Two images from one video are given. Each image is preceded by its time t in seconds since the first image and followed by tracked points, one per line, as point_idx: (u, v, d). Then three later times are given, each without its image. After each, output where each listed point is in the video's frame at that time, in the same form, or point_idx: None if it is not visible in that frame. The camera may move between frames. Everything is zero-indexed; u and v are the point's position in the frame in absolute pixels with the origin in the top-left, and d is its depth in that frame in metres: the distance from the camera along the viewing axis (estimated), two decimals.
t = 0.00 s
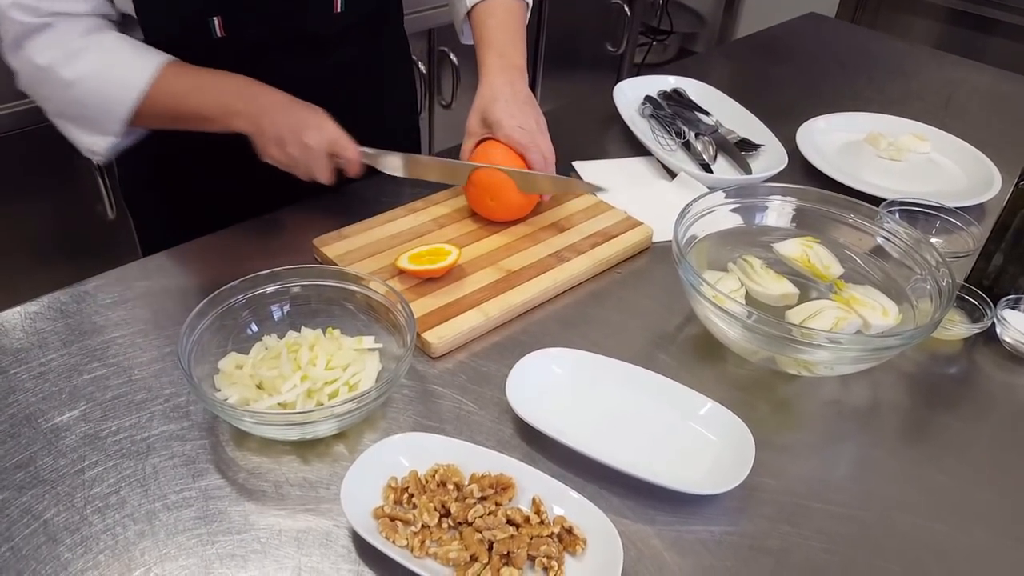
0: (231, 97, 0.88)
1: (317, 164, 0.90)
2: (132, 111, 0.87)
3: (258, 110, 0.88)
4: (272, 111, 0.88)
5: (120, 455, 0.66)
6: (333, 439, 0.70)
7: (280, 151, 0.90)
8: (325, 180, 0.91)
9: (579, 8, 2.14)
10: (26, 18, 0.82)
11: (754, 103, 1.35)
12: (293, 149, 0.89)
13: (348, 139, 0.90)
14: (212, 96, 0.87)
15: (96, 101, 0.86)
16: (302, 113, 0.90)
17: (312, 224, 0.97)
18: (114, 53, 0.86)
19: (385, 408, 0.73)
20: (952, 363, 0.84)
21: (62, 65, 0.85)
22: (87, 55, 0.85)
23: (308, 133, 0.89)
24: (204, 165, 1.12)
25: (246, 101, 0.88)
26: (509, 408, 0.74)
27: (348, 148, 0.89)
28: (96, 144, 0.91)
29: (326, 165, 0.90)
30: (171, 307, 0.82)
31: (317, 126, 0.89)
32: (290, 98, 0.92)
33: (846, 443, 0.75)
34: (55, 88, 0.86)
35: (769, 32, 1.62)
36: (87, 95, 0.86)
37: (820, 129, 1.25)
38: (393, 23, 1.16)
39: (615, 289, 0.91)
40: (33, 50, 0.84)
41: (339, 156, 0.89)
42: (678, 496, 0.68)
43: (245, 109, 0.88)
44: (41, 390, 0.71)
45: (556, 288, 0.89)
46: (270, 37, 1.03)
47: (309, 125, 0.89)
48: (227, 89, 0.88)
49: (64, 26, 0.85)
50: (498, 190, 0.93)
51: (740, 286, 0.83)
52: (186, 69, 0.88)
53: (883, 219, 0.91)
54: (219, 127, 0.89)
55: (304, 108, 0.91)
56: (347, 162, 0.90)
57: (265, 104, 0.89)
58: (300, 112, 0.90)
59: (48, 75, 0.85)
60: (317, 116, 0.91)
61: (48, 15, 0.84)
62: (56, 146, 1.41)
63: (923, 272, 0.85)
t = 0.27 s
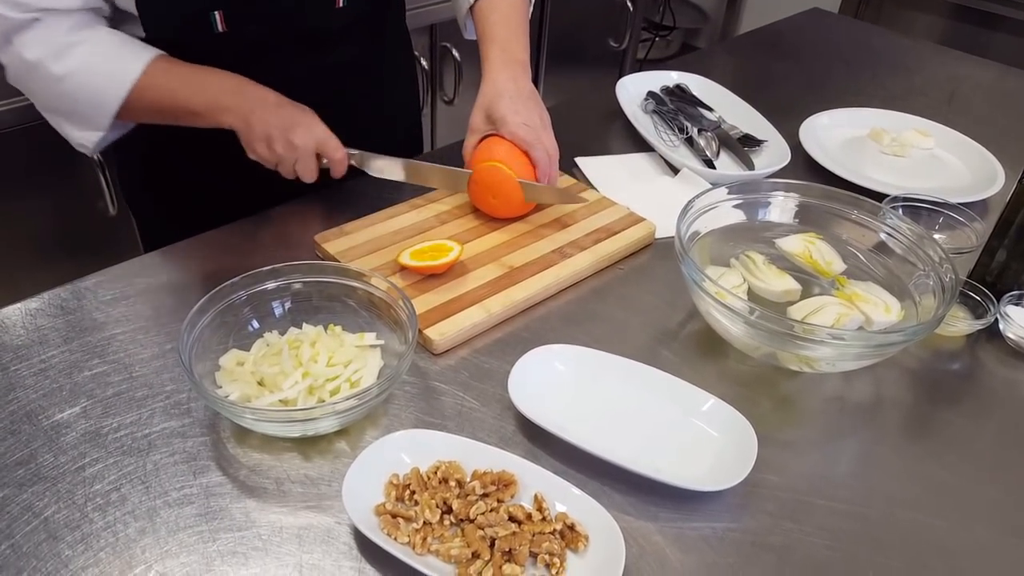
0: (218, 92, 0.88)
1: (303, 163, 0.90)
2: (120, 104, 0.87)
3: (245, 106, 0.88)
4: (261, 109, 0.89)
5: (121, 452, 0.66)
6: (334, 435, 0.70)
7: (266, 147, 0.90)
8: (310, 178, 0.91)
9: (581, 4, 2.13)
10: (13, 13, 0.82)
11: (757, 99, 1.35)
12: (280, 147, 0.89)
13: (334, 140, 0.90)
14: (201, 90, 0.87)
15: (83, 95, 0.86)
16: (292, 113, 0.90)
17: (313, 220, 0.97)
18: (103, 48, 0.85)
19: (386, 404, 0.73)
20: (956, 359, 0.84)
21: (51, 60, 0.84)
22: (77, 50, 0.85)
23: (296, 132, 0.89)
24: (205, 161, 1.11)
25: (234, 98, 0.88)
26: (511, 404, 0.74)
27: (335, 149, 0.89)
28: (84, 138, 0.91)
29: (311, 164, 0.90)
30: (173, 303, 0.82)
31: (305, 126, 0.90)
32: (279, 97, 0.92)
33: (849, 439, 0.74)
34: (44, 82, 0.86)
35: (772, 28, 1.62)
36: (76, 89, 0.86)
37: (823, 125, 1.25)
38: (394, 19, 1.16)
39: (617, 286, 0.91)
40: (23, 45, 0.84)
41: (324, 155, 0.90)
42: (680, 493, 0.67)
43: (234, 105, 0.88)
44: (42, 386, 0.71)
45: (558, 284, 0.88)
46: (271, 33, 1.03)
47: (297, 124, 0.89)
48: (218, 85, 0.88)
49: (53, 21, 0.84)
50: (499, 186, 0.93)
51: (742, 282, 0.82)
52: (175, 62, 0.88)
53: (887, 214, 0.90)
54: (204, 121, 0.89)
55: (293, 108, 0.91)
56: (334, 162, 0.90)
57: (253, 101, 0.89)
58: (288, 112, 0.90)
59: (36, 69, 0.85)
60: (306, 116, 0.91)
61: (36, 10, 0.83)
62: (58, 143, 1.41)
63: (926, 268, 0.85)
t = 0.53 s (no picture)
0: (239, 102, 0.87)
1: (324, 172, 0.90)
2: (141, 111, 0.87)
3: (266, 115, 0.88)
4: (281, 118, 0.89)
5: (118, 451, 0.66)
6: (333, 434, 0.69)
7: (287, 157, 0.90)
8: (330, 185, 0.91)
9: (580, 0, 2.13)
10: (35, 11, 0.82)
11: (756, 95, 1.35)
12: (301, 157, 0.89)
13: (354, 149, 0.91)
14: (223, 99, 0.87)
15: (103, 99, 0.85)
16: (312, 121, 0.90)
17: (312, 217, 0.96)
18: (125, 52, 0.85)
19: (385, 402, 0.73)
20: (955, 356, 0.83)
21: (73, 62, 0.84)
22: (97, 53, 0.84)
23: (317, 142, 0.89)
24: (203, 158, 1.11)
25: (255, 107, 0.88)
26: (510, 402, 0.73)
27: (355, 158, 0.90)
28: (98, 142, 0.90)
29: (331, 173, 0.91)
30: (171, 301, 0.82)
31: (325, 135, 0.90)
32: (298, 106, 0.92)
33: (849, 437, 0.74)
34: (64, 85, 0.85)
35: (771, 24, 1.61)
36: (96, 93, 0.85)
37: (823, 122, 1.24)
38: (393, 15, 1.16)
39: (616, 283, 0.91)
40: (45, 46, 0.84)
41: (346, 164, 0.90)
42: (679, 491, 0.67)
43: (255, 115, 0.88)
44: (39, 385, 0.71)
45: (557, 282, 0.88)
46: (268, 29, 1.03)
47: (318, 134, 0.89)
48: (238, 94, 0.88)
49: (75, 21, 0.84)
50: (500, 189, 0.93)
51: (742, 279, 0.82)
52: (195, 70, 0.88)
53: (886, 211, 0.90)
54: (224, 129, 0.89)
55: (314, 117, 0.91)
56: (353, 170, 0.90)
57: (274, 111, 0.89)
58: (308, 120, 0.90)
59: (57, 71, 0.85)
60: (326, 125, 0.91)
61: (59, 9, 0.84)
62: (56, 140, 1.41)
63: (925, 265, 0.85)
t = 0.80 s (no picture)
0: (246, 108, 0.87)
1: (330, 177, 0.91)
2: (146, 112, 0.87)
3: (271, 121, 0.88)
4: (288, 124, 0.89)
5: (115, 451, 0.65)
6: (331, 433, 0.69)
7: (292, 162, 0.90)
8: (335, 190, 0.92)
9: None
10: (38, 9, 0.82)
11: (754, 92, 1.35)
12: (308, 163, 0.90)
13: (359, 153, 0.92)
14: (228, 105, 0.87)
15: (107, 100, 0.85)
16: (317, 126, 0.90)
17: (309, 216, 0.96)
18: (130, 54, 0.84)
19: (383, 401, 0.72)
20: (953, 353, 0.83)
21: (76, 62, 0.84)
22: (101, 54, 0.84)
23: (322, 147, 0.89)
24: (200, 157, 1.11)
25: (261, 113, 0.88)
26: (509, 401, 0.73)
27: (359, 165, 0.91)
28: (100, 143, 0.90)
29: (337, 179, 0.91)
30: (168, 300, 0.81)
31: (332, 139, 0.90)
32: (304, 109, 0.92)
33: (847, 434, 0.74)
34: (67, 85, 0.85)
35: (769, 21, 1.61)
36: (98, 94, 0.85)
37: (821, 119, 1.24)
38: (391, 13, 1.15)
39: (614, 281, 0.91)
40: (47, 45, 0.84)
41: (352, 169, 0.91)
42: (678, 490, 0.67)
43: (259, 121, 0.88)
44: (35, 385, 0.70)
45: (555, 280, 0.88)
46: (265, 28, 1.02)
47: (323, 139, 0.90)
48: (244, 99, 0.88)
49: (76, 21, 0.84)
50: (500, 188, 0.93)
51: (740, 276, 0.82)
52: (201, 73, 0.87)
53: (884, 208, 0.90)
54: (229, 134, 0.89)
55: (320, 121, 0.91)
56: (358, 175, 0.91)
57: (280, 116, 0.89)
58: (315, 125, 0.90)
59: (59, 71, 0.84)
60: (332, 130, 0.91)
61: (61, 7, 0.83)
62: (54, 139, 1.40)
63: (923, 262, 0.85)
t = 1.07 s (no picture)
0: (223, 105, 0.87)
1: (305, 175, 0.90)
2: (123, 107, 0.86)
3: (247, 118, 0.87)
4: (262, 120, 0.88)
5: (112, 449, 0.65)
6: (329, 432, 0.69)
7: (269, 159, 0.90)
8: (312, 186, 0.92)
9: None
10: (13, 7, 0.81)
11: (753, 91, 1.34)
12: (282, 160, 0.89)
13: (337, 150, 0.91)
14: (206, 102, 0.86)
15: (86, 95, 0.85)
16: (293, 123, 0.90)
17: (307, 213, 0.96)
18: (106, 50, 0.84)
19: (381, 400, 0.72)
20: (952, 352, 0.83)
21: (53, 58, 0.83)
22: (76, 49, 0.83)
23: (298, 145, 0.89)
24: (198, 154, 1.11)
25: (236, 110, 0.87)
26: (507, 399, 0.73)
27: (337, 163, 0.90)
28: (79, 138, 0.89)
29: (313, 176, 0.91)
30: (165, 298, 0.81)
31: (307, 136, 0.90)
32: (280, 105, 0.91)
33: (846, 433, 0.74)
34: (44, 80, 0.85)
35: (768, 19, 1.61)
36: (78, 89, 0.84)
37: (819, 117, 1.24)
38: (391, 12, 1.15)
39: (613, 279, 0.90)
40: (23, 40, 0.83)
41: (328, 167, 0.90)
42: (676, 488, 0.67)
43: (237, 118, 0.87)
44: (32, 383, 0.70)
45: (553, 278, 0.88)
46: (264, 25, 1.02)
47: (298, 137, 0.89)
48: (220, 96, 0.87)
49: (53, 17, 0.83)
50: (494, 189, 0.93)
51: (739, 275, 0.82)
52: (177, 69, 0.87)
53: (883, 207, 0.90)
54: (204, 129, 0.88)
55: (296, 118, 0.91)
56: (335, 173, 0.91)
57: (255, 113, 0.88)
58: (291, 121, 0.90)
59: (37, 66, 0.84)
60: (307, 126, 0.90)
61: (37, 6, 0.82)
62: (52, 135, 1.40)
63: (922, 261, 0.85)
